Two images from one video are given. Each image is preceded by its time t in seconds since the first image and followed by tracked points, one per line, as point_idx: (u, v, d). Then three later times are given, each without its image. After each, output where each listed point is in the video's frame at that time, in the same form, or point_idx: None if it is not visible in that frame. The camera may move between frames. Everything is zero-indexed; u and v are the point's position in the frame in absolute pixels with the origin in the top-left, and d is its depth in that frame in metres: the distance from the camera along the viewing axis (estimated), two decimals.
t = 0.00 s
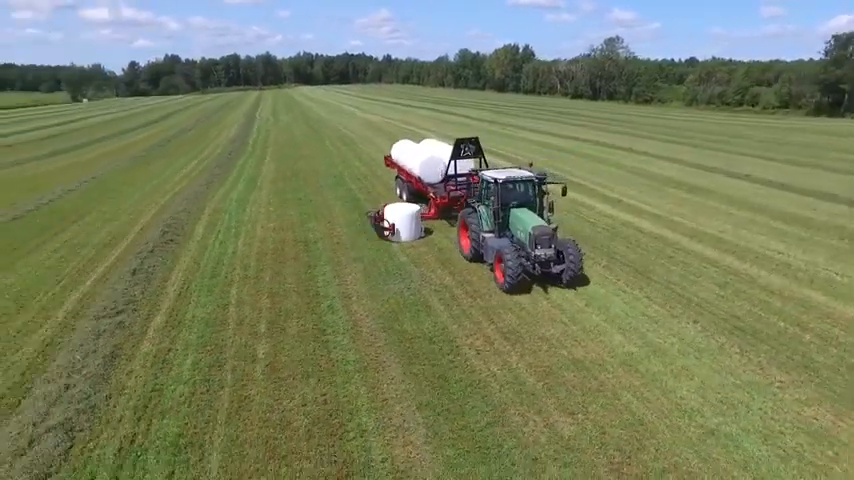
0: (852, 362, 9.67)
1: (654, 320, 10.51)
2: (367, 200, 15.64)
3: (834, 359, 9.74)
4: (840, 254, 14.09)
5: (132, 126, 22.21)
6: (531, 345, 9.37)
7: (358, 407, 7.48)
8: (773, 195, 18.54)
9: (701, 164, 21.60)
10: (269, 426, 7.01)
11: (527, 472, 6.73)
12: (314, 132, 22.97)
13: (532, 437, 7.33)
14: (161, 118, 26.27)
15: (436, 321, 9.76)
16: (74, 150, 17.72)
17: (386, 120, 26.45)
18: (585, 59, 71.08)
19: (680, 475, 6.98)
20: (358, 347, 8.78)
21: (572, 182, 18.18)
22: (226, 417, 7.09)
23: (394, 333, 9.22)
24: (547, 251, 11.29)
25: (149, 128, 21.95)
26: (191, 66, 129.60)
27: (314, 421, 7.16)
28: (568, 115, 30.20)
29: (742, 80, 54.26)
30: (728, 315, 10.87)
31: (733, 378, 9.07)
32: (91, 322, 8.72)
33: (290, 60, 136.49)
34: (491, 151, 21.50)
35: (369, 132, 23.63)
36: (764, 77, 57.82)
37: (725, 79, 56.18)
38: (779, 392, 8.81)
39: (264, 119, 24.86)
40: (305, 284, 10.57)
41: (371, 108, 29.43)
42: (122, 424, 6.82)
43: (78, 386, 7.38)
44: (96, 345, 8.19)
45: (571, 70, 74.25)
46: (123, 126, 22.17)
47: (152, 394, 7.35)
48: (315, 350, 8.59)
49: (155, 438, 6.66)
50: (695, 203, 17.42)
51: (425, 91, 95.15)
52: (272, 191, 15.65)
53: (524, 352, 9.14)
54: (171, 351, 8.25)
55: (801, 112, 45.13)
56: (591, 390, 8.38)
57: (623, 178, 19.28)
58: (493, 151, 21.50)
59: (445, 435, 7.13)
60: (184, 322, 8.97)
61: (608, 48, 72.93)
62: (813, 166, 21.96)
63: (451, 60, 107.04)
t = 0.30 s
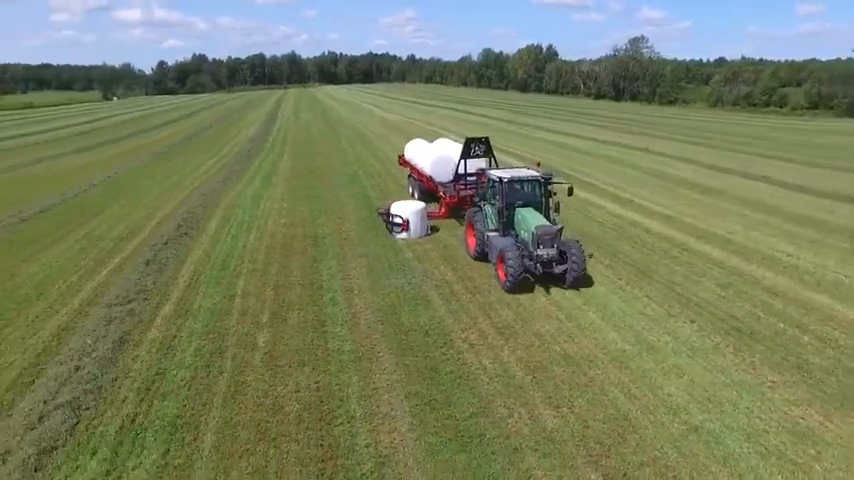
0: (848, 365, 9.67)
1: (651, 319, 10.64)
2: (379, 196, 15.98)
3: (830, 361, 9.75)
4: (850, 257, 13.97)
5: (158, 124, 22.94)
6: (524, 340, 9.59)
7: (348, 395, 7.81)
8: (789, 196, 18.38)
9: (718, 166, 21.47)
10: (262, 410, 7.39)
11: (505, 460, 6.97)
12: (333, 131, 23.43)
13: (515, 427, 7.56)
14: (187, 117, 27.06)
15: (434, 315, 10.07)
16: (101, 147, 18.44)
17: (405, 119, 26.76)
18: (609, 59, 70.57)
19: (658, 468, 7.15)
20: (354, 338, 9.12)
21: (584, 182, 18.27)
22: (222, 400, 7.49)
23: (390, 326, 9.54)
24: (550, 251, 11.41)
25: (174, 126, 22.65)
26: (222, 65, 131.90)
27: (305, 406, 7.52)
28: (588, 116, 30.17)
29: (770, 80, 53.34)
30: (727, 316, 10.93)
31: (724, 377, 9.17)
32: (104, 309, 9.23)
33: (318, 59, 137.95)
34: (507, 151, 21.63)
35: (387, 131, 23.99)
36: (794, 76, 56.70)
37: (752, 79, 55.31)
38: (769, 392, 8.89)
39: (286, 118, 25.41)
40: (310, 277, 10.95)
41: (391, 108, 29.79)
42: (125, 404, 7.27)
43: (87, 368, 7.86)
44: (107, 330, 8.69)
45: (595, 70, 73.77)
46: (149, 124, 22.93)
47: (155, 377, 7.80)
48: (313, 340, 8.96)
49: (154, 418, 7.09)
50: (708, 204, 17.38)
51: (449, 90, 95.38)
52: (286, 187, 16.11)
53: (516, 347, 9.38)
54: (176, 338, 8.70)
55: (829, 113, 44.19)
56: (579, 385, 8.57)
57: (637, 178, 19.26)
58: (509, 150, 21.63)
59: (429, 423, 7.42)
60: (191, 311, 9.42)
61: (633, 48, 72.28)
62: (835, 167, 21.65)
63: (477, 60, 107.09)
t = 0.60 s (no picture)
0: (841, 366, 9.71)
1: (646, 317, 10.78)
2: (388, 194, 16.30)
3: (823, 362, 9.79)
4: None
5: (179, 122, 23.57)
6: (517, 335, 9.82)
7: (340, 384, 8.13)
8: (802, 198, 18.23)
9: (732, 167, 21.34)
10: (256, 396, 7.75)
11: (486, 449, 7.22)
12: (349, 130, 23.83)
13: (499, 418, 7.79)
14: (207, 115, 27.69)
15: (430, 309, 10.35)
16: (123, 144, 19.08)
17: (421, 118, 27.02)
18: (631, 59, 70.03)
19: (635, 460, 7.33)
20: (350, 330, 9.45)
21: (593, 182, 18.37)
22: (219, 386, 7.87)
23: (386, 320, 9.85)
24: (551, 251, 11.48)
25: (194, 124, 23.25)
26: (247, 64, 133.71)
27: (297, 393, 7.86)
28: (605, 116, 30.13)
29: (794, 80, 52.47)
30: (723, 315, 11.01)
31: (714, 375, 9.28)
32: (115, 299, 9.70)
33: (340, 59, 139.51)
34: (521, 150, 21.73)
35: (402, 130, 24.31)
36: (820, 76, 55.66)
37: (775, 79, 54.47)
38: (758, 390, 8.99)
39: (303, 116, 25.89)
40: (312, 272, 11.32)
41: (408, 107, 30.08)
42: (127, 388, 7.69)
43: (95, 353, 8.31)
44: (115, 318, 9.14)
45: (617, 70, 73.30)
46: (171, 122, 23.59)
47: (158, 363, 8.21)
48: (310, 331, 9.32)
49: (154, 401, 7.50)
50: (717, 205, 17.35)
51: (470, 90, 95.47)
52: (298, 184, 16.52)
53: (508, 342, 9.60)
54: (180, 327, 9.12)
55: None
56: (566, 380, 8.77)
57: (648, 178, 19.25)
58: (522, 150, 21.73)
59: (415, 412, 7.71)
60: (196, 302, 9.84)
61: (656, 48, 71.64)
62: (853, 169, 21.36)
63: (499, 59, 106.97)
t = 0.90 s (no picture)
0: (834, 368, 9.74)
1: (641, 316, 10.90)
2: (396, 192, 16.61)
3: (816, 364, 9.83)
4: None
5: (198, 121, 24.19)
6: (510, 331, 10.05)
7: (333, 374, 8.45)
8: (815, 199, 18.08)
9: (746, 169, 21.22)
10: (251, 384, 8.10)
11: (468, 438, 7.48)
12: (364, 129, 24.23)
13: (484, 410, 8.02)
14: (227, 114, 28.30)
15: (427, 305, 10.63)
16: (143, 142, 19.70)
17: (436, 117, 27.30)
18: (653, 59, 69.45)
19: (615, 453, 7.50)
20: (347, 324, 9.77)
21: (602, 182, 18.46)
22: (218, 373, 8.24)
23: (384, 314, 10.16)
24: (551, 252, 11.55)
25: (212, 123, 23.83)
26: (271, 64, 135.40)
27: (291, 382, 8.19)
28: (621, 116, 30.11)
29: (818, 80, 51.59)
30: (719, 316, 11.09)
31: (704, 373, 9.39)
32: (125, 290, 10.15)
33: (362, 58, 140.50)
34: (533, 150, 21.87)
35: (416, 129, 24.62)
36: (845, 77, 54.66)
37: (799, 80, 53.59)
38: (747, 389, 9.07)
39: (320, 116, 26.35)
40: (316, 267, 11.69)
41: (425, 107, 30.38)
42: (131, 373, 8.10)
43: (103, 340, 8.75)
44: (124, 308, 9.60)
45: (638, 71, 72.77)
46: (191, 120, 24.22)
47: (161, 351, 8.62)
48: (309, 324, 9.66)
49: (155, 386, 7.89)
50: (726, 207, 17.31)
51: (490, 90, 95.48)
52: (309, 182, 16.93)
53: (501, 338, 9.83)
54: (185, 317, 9.53)
55: None
56: (555, 375, 8.97)
57: (659, 179, 19.25)
58: (535, 150, 21.86)
59: (403, 402, 7.99)
60: (202, 294, 10.25)
61: (678, 48, 70.95)
62: None
63: (520, 59, 106.73)
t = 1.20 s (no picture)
0: (828, 369, 9.76)
1: (639, 315, 11.03)
2: (406, 190, 16.91)
3: (810, 364, 9.85)
4: None
5: (218, 120, 24.80)
6: (506, 327, 10.27)
7: (329, 364, 8.77)
8: (829, 201, 17.89)
9: (762, 170, 21.04)
10: (250, 371, 8.45)
11: (455, 428, 7.72)
12: (380, 128, 24.59)
13: (473, 402, 8.26)
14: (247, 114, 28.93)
15: (426, 300, 10.90)
16: (164, 140, 20.30)
17: (452, 116, 27.54)
18: (674, 58, 68.75)
19: (598, 445, 7.68)
20: (347, 317, 10.09)
21: (613, 182, 18.51)
22: (219, 361, 8.61)
23: (383, 308, 10.45)
24: (553, 253, 11.55)
25: (232, 122, 24.42)
26: (296, 63, 136.91)
27: (288, 371, 8.53)
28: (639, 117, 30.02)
29: (845, 80, 50.60)
30: (716, 315, 11.16)
31: (695, 371, 9.49)
32: (136, 282, 10.61)
33: (385, 58, 141.32)
34: (546, 149, 21.97)
35: (431, 128, 24.91)
36: None
37: (826, 80, 52.59)
38: (737, 388, 9.16)
39: (337, 115, 26.79)
40: (321, 262, 12.04)
41: (442, 106, 30.65)
42: (136, 360, 8.52)
43: (112, 328, 9.19)
44: (134, 298, 10.05)
45: (659, 71, 72.14)
46: (212, 119, 24.84)
47: (166, 339, 9.03)
48: (309, 316, 10.01)
49: (159, 372, 8.29)
50: (737, 208, 17.23)
51: (511, 90, 95.33)
52: (321, 180, 17.32)
53: (496, 333, 10.05)
54: (191, 308, 9.94)
55: None
56: (546, 370, 9.17)
57: (671, 180, 19.21)
58: (548, 149, 21.96)
59: (394, 393, 8.26)
60: (209, 286, 10.66)
61: (700, 48, 70.16)
62: None
63: (541, 59, 106.29)
